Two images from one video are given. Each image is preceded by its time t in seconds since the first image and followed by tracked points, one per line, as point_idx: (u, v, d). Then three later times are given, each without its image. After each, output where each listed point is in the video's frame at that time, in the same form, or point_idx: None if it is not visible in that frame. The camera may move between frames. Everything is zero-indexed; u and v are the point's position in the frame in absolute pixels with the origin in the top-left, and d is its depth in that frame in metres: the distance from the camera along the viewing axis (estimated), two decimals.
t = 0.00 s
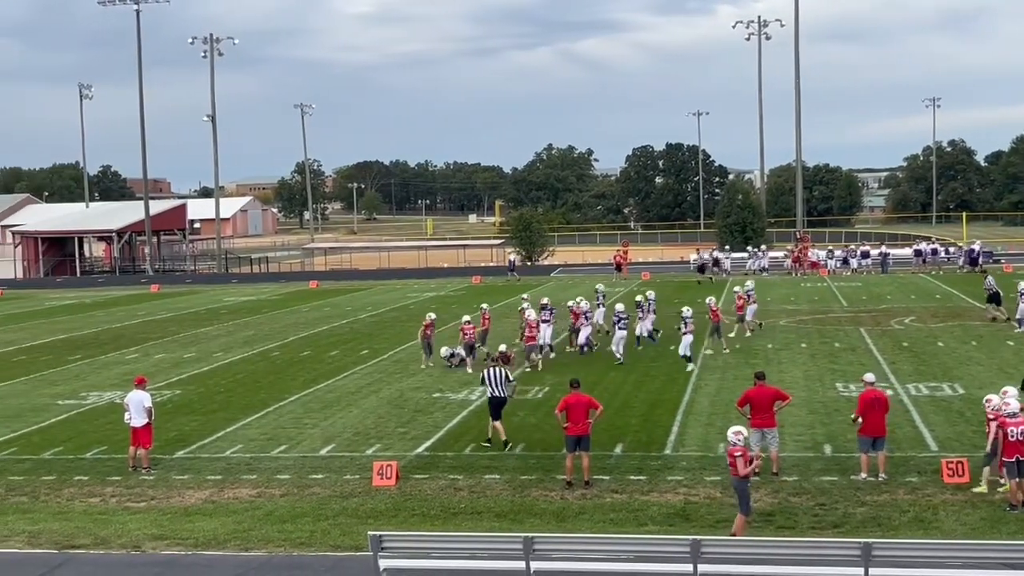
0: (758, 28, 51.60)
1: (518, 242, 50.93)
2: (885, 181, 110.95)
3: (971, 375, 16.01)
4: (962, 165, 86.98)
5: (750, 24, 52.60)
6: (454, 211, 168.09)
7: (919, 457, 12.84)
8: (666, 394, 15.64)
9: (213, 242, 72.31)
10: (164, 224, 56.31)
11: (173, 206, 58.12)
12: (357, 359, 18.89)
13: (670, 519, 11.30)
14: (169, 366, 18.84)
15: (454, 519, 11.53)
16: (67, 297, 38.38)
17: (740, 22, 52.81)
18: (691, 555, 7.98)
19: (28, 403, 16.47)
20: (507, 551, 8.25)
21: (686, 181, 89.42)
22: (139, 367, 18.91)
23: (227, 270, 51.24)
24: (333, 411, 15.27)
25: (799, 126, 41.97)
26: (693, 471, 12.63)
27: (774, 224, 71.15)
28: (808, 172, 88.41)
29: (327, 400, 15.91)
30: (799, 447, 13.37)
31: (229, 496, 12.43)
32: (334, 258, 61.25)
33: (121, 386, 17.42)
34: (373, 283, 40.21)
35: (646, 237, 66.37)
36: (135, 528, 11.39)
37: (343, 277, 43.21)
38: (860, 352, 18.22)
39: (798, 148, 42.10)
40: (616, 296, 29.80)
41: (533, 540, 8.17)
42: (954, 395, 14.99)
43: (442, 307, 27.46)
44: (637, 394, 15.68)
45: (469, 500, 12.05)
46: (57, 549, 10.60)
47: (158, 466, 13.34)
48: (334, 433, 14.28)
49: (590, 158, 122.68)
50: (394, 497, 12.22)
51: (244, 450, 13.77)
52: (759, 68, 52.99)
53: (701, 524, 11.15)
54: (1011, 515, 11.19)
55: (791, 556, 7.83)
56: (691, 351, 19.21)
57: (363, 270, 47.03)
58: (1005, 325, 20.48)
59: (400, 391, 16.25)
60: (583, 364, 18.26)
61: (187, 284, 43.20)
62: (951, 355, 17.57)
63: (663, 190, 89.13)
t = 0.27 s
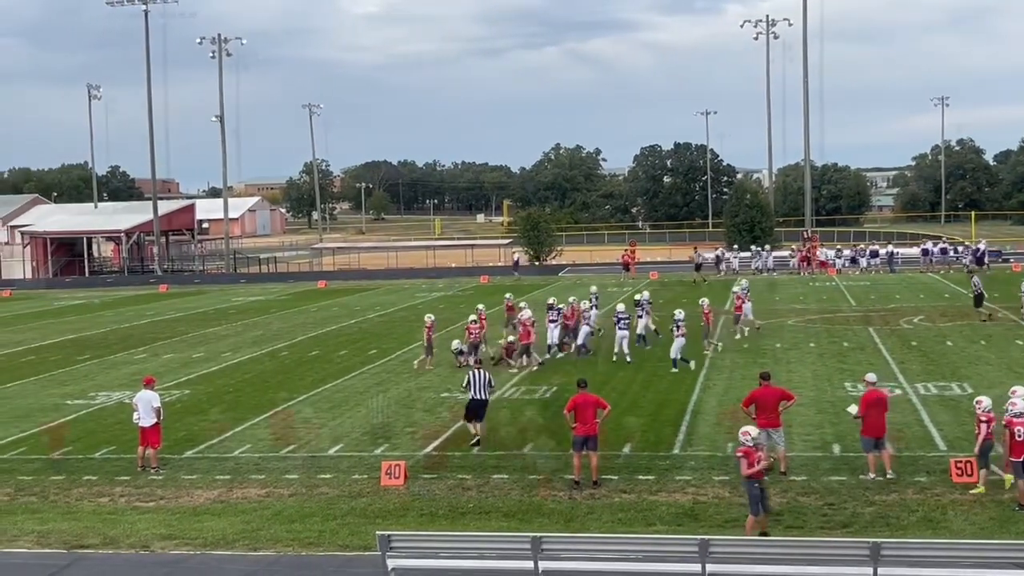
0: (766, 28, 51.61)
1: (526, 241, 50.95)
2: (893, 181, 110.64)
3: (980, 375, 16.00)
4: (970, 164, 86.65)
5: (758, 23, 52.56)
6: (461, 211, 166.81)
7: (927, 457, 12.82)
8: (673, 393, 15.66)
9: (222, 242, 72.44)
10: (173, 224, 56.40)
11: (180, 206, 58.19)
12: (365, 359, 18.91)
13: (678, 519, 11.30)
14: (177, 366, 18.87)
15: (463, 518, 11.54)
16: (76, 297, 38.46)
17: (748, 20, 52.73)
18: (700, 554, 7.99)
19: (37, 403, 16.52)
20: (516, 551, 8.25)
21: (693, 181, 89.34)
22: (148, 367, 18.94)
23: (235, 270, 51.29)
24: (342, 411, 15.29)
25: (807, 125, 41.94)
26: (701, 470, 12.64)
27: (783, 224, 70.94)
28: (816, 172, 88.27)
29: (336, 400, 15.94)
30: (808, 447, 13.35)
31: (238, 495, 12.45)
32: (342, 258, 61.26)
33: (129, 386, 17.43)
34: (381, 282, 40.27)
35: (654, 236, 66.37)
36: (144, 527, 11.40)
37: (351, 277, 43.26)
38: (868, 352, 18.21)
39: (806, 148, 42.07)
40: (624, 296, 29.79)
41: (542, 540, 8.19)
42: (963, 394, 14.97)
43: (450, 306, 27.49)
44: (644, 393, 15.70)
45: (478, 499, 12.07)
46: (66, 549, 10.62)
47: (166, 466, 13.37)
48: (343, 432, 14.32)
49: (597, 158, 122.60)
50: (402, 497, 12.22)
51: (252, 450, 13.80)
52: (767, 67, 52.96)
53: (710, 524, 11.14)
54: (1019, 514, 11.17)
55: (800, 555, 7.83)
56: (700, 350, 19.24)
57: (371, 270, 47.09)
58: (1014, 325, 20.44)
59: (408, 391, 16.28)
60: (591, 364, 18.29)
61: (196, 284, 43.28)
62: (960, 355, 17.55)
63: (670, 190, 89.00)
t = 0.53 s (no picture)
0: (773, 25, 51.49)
1: (531, 242, 50.96)
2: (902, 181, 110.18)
3: (985, 375, 15.99)
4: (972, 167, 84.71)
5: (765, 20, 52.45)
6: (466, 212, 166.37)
7: (933, 457, 12.81)
8: (678, 394, 15.70)
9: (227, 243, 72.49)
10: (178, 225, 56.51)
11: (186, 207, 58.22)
12: (370, 360, 18.96)
13: (684, 520, 11.32)
14: (182, 366, 18.91)
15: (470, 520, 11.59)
16: (82, 298, 38.56)
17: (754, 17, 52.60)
18: (706, 552, 7.98)
19: (44, 403, 16.57)
20: (521, 551, 8.26)
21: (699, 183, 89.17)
22: (153, 368, 19.00)
23: (240, 271, 51.38)
24: (347, 411, 15.33)
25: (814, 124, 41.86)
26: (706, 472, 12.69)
27: (789, 224, 70.72)
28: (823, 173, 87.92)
29: (342, 401, 16.00)
30: (813, 447, 13.34)
31: (243, 496, 12.48)
32: (347, 258, 61.22)
33: (135, 387, 17.49)
34: (387, 283, 40.29)
35: (659, 237, 66.28)
36: (149, 527, 11.44)
37: (356, 277, 43.30)
38: (873, 352, 18.22)
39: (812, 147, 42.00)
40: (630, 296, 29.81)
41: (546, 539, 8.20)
42: (968, 395, 14.97)
43: (455, 307, 27.52)
44: (650, 393, 15.74)
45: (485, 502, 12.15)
46: (73, 549, 10.67)
47: (173, 466, 13.44)
48: (348, 433, 14.39)
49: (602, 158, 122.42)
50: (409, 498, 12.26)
51: (259, 450, 13.86)
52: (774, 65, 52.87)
53: (716, 524, 11.16)
54: None
55: (802, 554, 7.83)
56: (706, 350, 19.27)
57: (376, 271, 47.11)
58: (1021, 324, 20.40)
59: (413, 392, 16.35)
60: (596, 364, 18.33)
61: (202, 285, 43.36)
62: (965, 355, 17.54)
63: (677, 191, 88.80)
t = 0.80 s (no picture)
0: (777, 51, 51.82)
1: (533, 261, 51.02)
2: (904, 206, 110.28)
3: (987, 404, 15.93)
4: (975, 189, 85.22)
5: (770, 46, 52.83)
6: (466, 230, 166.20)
7: (935, 485, 12.73)
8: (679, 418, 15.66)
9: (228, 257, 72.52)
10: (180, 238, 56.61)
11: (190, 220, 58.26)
12: (368, 377, 18.93)
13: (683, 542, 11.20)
14: (182, 380, 18.86)
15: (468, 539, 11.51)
16: (83, 309, 38.47)
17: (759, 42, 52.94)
18: None
19: (42, 413, 16.51)
20: None
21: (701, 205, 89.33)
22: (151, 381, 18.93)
23: (242, 285, 51.30)
24: (347, 427, 15.33)
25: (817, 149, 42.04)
26: (707, 496, 12.62)
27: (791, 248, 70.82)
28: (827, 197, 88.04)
29: (341, 417, 15.95)
30: (815, 473, 13.23)
31: (241, 511, 12.42)
32: (346, 273, 61.17)
33: (134, 399, 17.42)
34: (388, 300, 40.27)
35: (661, 258, 66.34)
36: (146, 541, 11.37)
37: (355, 294, 43.32)
38: (875, 378, 18.17)
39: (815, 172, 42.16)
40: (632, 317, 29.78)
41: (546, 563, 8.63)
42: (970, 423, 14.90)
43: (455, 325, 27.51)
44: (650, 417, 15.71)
45: (483, 522, 12.11)
46: (68, 562, 10.58)
47: (169, 480, 13.36)
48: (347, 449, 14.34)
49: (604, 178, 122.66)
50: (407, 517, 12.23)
51: (257, 466, 13.81)
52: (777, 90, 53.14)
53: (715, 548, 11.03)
54: None
55: None
56: (707, 373, 19.24)
57: (376, 288, 47.12)
58: None
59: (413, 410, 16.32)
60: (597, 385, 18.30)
61: (203, 298, 43.35)
62: (968, 382, 17.49)
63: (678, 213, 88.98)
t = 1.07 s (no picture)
0: (775, 51, 51.84)
1: (531, 263, 51.01)
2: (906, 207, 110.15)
3: (985, 405, 15.93)
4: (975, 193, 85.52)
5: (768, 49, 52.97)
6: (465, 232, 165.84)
7: (932, 485, 12.73)
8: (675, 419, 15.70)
9: (225, 260, 72.46)
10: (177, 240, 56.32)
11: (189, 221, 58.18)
12: (366, 378, 18.94)
13: (680, 544, 11.22)
14: (180, 382, 18.85)
15: (465, 540, 11.52)
16: (77, 311, 38.41)
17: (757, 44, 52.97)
18: None
19: (39, 415, 16.50)
20: None
21: (699, 208, 89.25)
22: (149, 383, 18.94)
23: (240, 287, 51.22)
24: (345, 429, 15.35)
25: (816, 149, 42.03)
26: (703, 496, 12.62)
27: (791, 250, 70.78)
28: (825, 198, 87.85)
29: (338, 418, 15.98)
30: (812, 473, 13.23)
31: (238, 513, 12.42)
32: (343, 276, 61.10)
33: (131, 401, 17.42)
34: (385, 303, 40.24)
35: (660, 260, 66.34)
36: (143, 544, 11.37)
37: (352, 296, 43.30)
38: (873, 379, 18.17)
39: (814, 173, 42.16)
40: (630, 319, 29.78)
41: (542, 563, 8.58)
42: (967, 424, 14.89)
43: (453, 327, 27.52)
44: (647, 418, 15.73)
45: (479, 524, 12.11)
46: (65, 564, 10.58)
47: (166, 482, 13.36)
48: (344, 451, 14.37)
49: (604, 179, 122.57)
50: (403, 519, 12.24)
51: (255, 467, 13.83)
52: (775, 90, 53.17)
53: (712, 549, 11.04)
54: None
55: None
56: (705, 374, 19.26)
57: (372, 290, 47.10)
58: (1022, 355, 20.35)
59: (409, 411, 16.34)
60: (594, 386, 18.32)
61: (200, 300, 43.32)
62: (965, 384, 17.49)
63: (676, 215, 88.98)
